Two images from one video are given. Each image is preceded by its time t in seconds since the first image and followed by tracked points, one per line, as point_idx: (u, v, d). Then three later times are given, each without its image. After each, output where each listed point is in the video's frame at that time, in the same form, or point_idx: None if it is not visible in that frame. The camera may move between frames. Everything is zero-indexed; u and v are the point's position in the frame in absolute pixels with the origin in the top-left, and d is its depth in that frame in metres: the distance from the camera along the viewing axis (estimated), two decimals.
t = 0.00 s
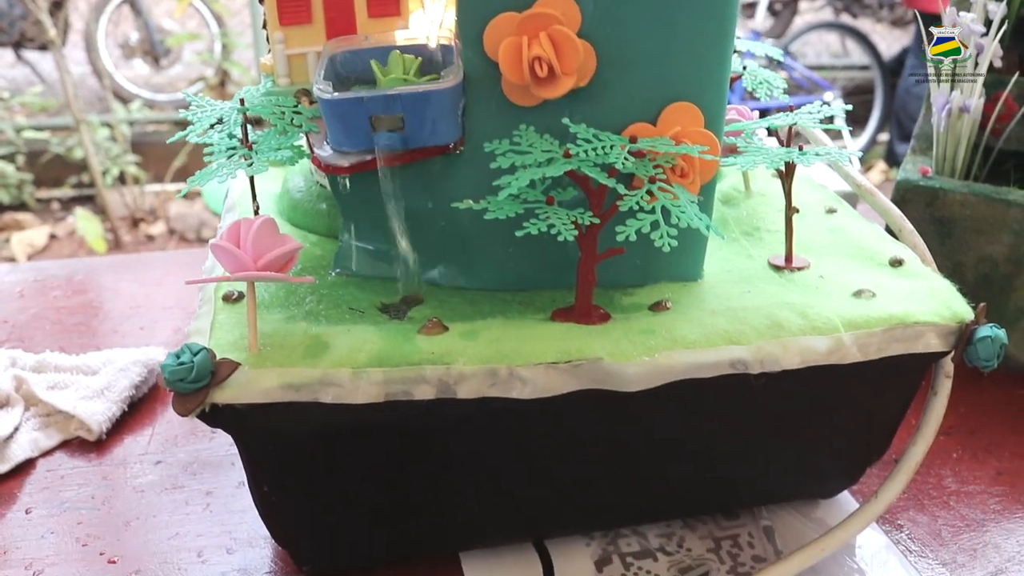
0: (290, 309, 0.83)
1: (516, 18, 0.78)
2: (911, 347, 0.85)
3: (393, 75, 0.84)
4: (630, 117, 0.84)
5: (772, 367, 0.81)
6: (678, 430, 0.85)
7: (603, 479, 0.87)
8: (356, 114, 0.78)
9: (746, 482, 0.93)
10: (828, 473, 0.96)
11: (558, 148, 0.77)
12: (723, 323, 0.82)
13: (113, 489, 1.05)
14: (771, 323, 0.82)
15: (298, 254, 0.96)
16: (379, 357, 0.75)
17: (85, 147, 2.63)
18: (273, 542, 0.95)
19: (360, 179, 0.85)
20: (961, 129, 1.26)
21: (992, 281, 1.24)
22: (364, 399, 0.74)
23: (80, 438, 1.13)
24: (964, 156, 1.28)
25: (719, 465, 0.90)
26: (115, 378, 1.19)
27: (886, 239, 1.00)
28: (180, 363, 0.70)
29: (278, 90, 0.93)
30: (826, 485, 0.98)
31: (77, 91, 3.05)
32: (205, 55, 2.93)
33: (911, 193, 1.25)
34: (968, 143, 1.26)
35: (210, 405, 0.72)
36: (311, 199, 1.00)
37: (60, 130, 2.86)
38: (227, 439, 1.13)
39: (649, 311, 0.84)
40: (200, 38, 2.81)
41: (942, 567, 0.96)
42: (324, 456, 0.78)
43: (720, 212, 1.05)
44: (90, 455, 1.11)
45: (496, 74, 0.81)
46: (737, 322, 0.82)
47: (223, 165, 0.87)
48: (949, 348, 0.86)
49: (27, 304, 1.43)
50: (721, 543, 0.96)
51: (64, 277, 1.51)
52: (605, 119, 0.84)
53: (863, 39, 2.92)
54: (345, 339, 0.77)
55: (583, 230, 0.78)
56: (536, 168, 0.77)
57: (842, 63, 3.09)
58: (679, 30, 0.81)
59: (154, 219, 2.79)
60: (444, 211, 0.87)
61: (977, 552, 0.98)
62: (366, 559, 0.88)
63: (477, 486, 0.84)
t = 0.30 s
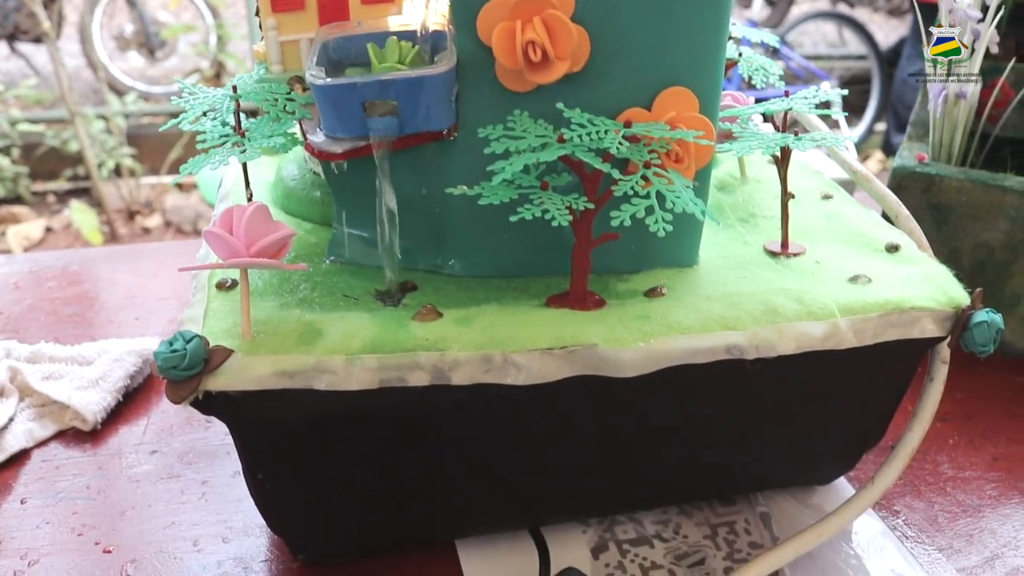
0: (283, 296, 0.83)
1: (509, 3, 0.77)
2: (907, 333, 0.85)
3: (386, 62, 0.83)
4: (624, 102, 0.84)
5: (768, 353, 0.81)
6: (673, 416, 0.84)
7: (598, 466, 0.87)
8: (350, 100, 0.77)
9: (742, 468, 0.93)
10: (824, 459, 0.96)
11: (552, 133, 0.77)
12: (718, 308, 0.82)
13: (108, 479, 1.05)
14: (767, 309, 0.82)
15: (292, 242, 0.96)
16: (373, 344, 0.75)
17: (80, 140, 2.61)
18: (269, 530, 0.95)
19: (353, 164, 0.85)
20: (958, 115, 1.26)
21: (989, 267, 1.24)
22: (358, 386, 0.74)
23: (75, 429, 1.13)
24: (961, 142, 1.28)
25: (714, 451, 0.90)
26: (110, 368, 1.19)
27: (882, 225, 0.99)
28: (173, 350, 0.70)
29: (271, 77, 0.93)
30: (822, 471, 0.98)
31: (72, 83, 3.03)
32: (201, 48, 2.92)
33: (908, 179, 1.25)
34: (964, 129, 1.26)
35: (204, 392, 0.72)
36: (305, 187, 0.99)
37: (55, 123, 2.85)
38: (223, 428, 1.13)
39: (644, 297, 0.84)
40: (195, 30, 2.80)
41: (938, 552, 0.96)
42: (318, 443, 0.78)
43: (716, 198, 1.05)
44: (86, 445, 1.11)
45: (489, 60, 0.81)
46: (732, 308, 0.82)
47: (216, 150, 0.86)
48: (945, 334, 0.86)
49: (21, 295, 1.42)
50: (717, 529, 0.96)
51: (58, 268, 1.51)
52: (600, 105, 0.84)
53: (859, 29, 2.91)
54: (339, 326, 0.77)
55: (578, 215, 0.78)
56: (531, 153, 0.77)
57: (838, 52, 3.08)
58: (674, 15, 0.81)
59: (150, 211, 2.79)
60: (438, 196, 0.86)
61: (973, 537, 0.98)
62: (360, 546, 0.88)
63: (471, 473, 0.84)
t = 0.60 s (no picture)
0: (271, 272, 0.82)
1: None
2: (899, 308, 0.84)
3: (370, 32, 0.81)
4: (615, 76, 0.83)
5: (759, 328, 0.80)
6: (664, 392, 0.84)
7: (589, 442, 0.87)
8: (337, 73, 0.76)
9: (733, 445, 0.93)
10: (815, 436, 0.95)
11: (541, 106, 0.76)
12: (709, 283, 0.81)
13: (99, 458, 1.04)
14: (758, 284, 0.82)
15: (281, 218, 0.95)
16: (360, 318, 0.74)
17: (73, 122, 2.59)
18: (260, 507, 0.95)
19: (342, 138, 0.84)
20: (953, 93, 1.25)
21: (983, 245, 1.24)
22: (346, 360, 0.74)
23: (65, 408, 1.12)
24: (955, 120, 1.28)
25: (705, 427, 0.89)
26: (100, 347, 1.18)
27: (875, 202, 0.99)
28: (159, 324, 0.69)
29: (259, 52, 0.91)
30: (813, 449, 0.97)
31: (65, 66, 3.01)
32: (194, 30, 2.89)
33: (902, 157, 1.25)
34: (958, 107, 1.26)
35: (190, 366, 0.71)
36: (294, 163, 0.98)
37: (49, 106, 2.83)
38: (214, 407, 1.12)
39: (635, 272, 0.84)
40: (189, 12, 2.77)
41: (929, 529, 0.96)
42: (306, 419, 0.77)
43: (708, 175, 1.04)
44: (76, 424, 1.10)
45: (478, 33, 0.80)
46: (724, 282, 0.81)
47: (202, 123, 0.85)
48: (937, 310, 0.85)
49: (12, 275, 1.41)
50: (709, 507, 0.96)
51: (49, 249, 1.50)
52: (590, 79, 0.83)
53: (857, 11, 2.89)
54: (327, 300, 0.76)
55: (567, 188, 0.77)
56: (520, 126, 0.76)
57: (835, 35, 3.07)
58: None
59: (145, 194, 2.77)
60: (428, 171, 0.85)
61: (964, 514, 0.98)
62: (350, 522, 0.88)
63: (461, 449, 0.83)
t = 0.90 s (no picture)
0: (263, 264, 0.82)
1: None
2: (891, 302, 0.84)
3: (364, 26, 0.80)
4: (608, 69, 0.83)
5: (751, 321, 0.80)
6: (656, 385, 0.84)
7: (581, 435, 0.87)
8: (328, 65, 0.75)
9: (725, 438, 0.93)
10: (808, 429, 0.95)
11: (533, 97, 0.76)
12: (702, 276, 0.81)
13: (91, 451, 1.04)
14: (750, 277, 0.81)
15: (273, 210, 0.94)
16: (351, 311, 0.74)
17: (67, 115, 2.58)
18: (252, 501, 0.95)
19: (334, 130, 0.84)
20: (947, 89, 1.25)
21: (977, 239, 1.24)
22: (337, 353, 0.73)
23: (57, 401, 1.12)
24: (950, 114, 1.27)
25: (697, 420, 0.89)
26: (92, 340, 1.18)
27: (868, 195, 0.99)
28: (149, 316, 0.69)
29: (251, 43, 0.91)
30: (806, 442, 0.97)
31: (59, 58, 2.99)
32: (189, 22, 2.88)
33: (896, 151, 1.26)
34: (953, 101, 1.25)
35: (181, 359, 0.71)
36: (287, 155, 0.98)
37: (43, 98, 2.82)
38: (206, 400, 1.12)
39: (626, 265, 0.83)
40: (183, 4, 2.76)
41: (921, 523, 0.96)
42: (297, 411, 0.77)
43: (701, 167, 1.04)
44: (67, 417, 1.10)
45: (470, 24, 0.79)
46: (716, 275, 0.81)
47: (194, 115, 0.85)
48: (929, 304, 0.85)
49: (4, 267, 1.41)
50: (701, 500, 0.96)
51: (41, 241, 1.49)
52: (583, 71, 0.82)
53: (853, 5, 2.88)
54: (318, 293, 0.76)
55: (559, 180, 0.77)
56: (511, 118, 0.76)
57: (832, 29, 3.06)
58: None
59: (140, 187, 2.76)
60: (421, 165, 0.85)
61: (956, 508, 0.98)
62: (342, 514, 0.88)
63: (452, 442, 0.83)
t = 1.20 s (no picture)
0: (257, 259, 0.82)
1: None
2: (883, 296, 0.84)
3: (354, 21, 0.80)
4: (600, 64, 0.83)
5: (743, 315, 0.81)
6: (649, 379, 0.84)
7: (574, 429, 0.87)
8: (321, 59, 0.76)
9: (718, 431, 0.93)
10: (801, 423, 0.96)
11: (525, 92, 0.76)
12: (694, 270, 0.81)
13: (86, 447, 1.04)
14: (742, 271, 0.82)
15: (267, 205, 0.95)
16: (344, 305, 0.74)
17: (62, 114, 2.57)
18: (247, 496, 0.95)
19: (328, 125, 0.84)
20: (939, 85, 1.26)
21: (969, 234, 1.25)
22: (330, 347, 0.74)
23: (52, 398, 1.12)
24: (942, 110, 1.28)
25: (690, 413, 0.89)
26: (87, 337, 1.18)
27: (860, 190, 0.99)
28: (143, 311, 0.69)
29: (244, 40, 0.91)
30: (799, 436, 0.98)
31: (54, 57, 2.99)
32: (184, 20, 2.87)
33: (889, 147, 1.27)
34: (945, 98, 1.27)
35: (175, 353, 0.71)
36: (281, 151, 0.98)
37: (38, 97, 2.81)
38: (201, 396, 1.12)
39: (619, 259, 0.84)
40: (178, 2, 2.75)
41: (913, 516, 0.97)
42: (291, 405, 0.77)
43: (695, 163, 1.05)
44: (62, 414, 1.10)
45: (463, 20, 0.79)
46: (709, 270, 0.82)
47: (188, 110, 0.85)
48: (921, 298, 0.86)
49: None
50: (694, 494, 0.96)
51: (35, 238, 1.49)
52: (575, 66, 0.83)
53: (848, 2, 2.89)
54: (311, 287, 0.76)
55: (551, 175, 0.77)
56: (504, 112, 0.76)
57: (826, 26, 3.06)
58: None
59: (135, 186, 2.76)
60: (415, 160, 0.85)
61: (948, 501, 0.99)
62: (337, 508, 0.88)
63: (447, 435, 0.84)
